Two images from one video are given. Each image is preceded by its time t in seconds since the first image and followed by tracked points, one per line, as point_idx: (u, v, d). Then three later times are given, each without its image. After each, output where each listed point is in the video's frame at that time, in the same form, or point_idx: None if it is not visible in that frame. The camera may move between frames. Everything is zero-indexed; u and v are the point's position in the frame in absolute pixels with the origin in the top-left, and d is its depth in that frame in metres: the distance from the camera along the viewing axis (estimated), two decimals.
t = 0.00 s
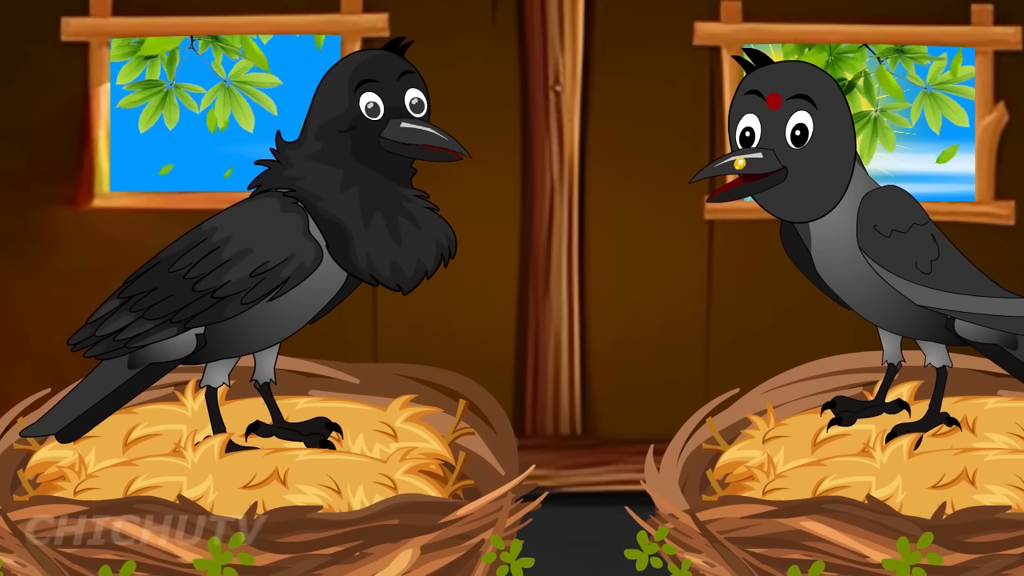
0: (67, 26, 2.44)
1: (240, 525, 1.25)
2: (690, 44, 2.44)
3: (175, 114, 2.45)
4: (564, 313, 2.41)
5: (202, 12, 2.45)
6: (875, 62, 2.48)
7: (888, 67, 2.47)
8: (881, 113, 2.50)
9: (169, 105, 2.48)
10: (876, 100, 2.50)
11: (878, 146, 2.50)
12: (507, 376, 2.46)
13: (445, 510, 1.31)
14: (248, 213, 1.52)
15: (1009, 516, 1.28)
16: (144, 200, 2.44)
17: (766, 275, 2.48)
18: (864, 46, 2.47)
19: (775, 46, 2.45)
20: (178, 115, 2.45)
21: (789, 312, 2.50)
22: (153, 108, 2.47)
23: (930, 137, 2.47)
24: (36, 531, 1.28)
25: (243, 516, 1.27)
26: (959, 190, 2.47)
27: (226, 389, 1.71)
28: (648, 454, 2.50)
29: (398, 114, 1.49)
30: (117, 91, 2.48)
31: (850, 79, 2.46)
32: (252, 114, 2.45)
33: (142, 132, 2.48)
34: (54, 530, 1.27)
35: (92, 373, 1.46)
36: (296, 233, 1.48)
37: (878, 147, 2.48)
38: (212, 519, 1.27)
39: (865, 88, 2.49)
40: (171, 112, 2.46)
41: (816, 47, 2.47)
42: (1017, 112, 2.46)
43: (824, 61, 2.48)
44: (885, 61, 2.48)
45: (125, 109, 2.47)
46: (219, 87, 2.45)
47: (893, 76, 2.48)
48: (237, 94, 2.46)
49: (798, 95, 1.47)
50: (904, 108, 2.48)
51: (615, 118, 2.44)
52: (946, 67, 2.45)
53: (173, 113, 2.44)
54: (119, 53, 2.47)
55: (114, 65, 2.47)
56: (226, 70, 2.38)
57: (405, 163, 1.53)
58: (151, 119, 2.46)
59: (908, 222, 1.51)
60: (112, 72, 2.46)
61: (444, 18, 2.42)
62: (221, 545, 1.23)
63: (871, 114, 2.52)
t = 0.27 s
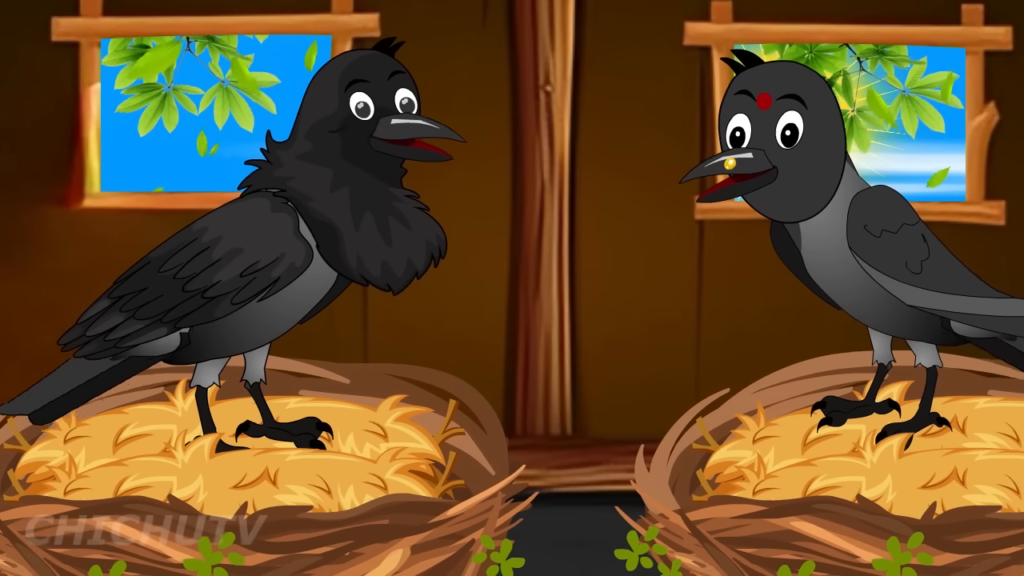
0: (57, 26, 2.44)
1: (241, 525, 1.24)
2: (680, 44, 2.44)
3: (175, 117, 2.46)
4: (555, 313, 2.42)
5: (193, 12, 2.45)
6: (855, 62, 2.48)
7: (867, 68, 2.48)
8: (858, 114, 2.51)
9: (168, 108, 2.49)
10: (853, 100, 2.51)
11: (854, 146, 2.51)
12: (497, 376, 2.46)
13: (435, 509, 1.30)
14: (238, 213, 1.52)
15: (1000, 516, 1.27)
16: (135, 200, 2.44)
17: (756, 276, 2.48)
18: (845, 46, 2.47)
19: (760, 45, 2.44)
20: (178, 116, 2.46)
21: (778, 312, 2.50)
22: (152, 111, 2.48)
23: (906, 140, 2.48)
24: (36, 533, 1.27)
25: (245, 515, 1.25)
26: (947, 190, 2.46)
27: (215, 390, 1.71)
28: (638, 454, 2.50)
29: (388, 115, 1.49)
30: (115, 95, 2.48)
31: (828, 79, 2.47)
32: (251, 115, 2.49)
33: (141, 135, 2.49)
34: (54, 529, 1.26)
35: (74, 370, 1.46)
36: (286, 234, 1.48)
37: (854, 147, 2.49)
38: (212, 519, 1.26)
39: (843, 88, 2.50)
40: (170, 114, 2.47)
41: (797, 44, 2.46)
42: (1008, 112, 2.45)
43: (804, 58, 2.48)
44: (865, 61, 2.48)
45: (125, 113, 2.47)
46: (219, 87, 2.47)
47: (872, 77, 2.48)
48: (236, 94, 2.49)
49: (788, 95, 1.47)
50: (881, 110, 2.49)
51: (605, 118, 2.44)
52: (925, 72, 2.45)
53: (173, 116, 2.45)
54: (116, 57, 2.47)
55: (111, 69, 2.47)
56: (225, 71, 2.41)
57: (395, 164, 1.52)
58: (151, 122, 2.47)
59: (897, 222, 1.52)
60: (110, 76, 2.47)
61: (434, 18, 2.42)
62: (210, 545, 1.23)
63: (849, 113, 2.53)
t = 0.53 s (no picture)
0: (47, 26, 2.44)
1: (241, 525, 1.24)
2: (669, 44, 2.44)
3: (178, 120, 2.47)
4: (545, 313, 2.42)
5: (184, 12, 2.46)
6: (834, 61, 2.47)
7: (846, 68, 2.47)
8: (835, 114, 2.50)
9: (169, 111, 2.49)
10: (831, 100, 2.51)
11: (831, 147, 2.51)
12: (487, 376, 2.46)
13: (425, 510, 1.30)
14: (228, 214, 1.52)
15: (989, 516, 1.27)
16: (124, 200, 2.44)
17: (746, 276, 2.48)
18: (825, 44, 2.46)
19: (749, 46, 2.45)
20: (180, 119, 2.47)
21: (769, 312, 2.50)
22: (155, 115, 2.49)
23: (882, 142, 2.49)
24: (37, 535, 1.26)
25: (246, 515, 1.25)
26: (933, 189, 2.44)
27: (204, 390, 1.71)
28: (628, 455, 2.50)
29: (378, 115, 1.49)
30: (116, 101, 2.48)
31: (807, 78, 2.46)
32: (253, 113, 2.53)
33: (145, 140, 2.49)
34: (54, 529, 1.26)
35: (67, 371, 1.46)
36: (276, 233, 1.48)
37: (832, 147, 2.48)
38: (213, 521, 1.26)
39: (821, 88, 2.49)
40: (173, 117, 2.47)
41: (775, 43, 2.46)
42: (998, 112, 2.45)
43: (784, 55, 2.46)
44: (844, 61, 2.48)
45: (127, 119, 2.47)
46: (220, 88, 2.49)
47: (851, 77, 2.48)
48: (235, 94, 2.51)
49: (778, 95, 1.47)
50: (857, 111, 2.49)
51: (595, 118, 2.44)
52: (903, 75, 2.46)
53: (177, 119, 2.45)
54: (115, 63, 2.46)
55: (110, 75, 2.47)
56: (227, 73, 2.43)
57: (385, 164, 1.53)
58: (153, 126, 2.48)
59: (887, 222, 1.52)
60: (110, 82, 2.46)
61: (424, 18, 2.42)
62: (201, 546, 1.23)
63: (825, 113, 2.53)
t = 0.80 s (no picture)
0: (37, 26, 2.44)
1: (240, 525, 1.24)
2: (660, 44, 2.44)
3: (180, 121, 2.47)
4: (535, 314, 2.43)
5: (175, 12, 2.46)
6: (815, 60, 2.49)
7: (826, 67, 2.48)
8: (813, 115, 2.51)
9: (171, 114, 2.51)
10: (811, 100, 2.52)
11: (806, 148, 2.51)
12: (478, 375, 2.46)
13: (416, 509, 1.29)
14: (219, 213, 1.52)
15: (980, 516, 1.27)
16: (115, 200, 2.45)
17: (736, 275, 2.48)
18: (806, 43, 2.47)
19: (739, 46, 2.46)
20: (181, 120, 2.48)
21: (759, 312, 2.50)
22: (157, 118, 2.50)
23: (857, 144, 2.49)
24: (37, 535, 1.26)
25: (244, 515, 1.25)
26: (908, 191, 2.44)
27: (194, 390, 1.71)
28: (618, 454, 2.50)
29: (368, 115, 1.49)
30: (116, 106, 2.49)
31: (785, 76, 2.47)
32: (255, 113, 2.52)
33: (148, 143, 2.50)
34: (54, 528, 1.25)
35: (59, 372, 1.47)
36: (266, 233, 1.48)
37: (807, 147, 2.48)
38: (209, 523, 1.26)
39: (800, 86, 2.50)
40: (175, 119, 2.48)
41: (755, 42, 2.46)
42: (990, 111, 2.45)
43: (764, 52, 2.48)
44: (824, 62, 2.49)
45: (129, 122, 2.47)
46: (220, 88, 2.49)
47: (832, 78, 2.49)
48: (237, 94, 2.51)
49: (768, 95, 1.48)
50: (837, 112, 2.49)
51: (586, 118, 2.44)
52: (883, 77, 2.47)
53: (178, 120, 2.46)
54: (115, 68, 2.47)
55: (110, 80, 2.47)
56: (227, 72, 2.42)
57: (375, 164, 1.53)
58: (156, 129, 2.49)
59: (877, 222, 1.51)
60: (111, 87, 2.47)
61: (414, 18, 2.43)
62: (192, 546, 1.23)
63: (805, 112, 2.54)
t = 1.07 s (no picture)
0: (40, 28, 2.45)
1: (241, 524, 1.25)
2: (658, 46, 2.45)
3: (192, 125, 2.49)
4: (534, 317, 2.44)
5: (176, 14, 2.47)
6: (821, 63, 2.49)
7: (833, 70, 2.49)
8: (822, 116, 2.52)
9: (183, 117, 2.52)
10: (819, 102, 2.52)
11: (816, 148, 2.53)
12: (477, 375, 2.48)
13: (416, 508, 1.31)
14: (220, 214, 1.53)
15: (976, 514, 1.28)
16: (118, 201, 2.46)
17: (734, 275, 2.50)
18: (812, 46, 2.47)
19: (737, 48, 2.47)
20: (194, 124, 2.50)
21: (757, 312, 2.52)
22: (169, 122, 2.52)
23: (867, 144, 2.51)
24: (37, 534, 1.27)
25: (245, 514, 1.26)
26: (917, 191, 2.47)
27: (196, 389, 1.73)
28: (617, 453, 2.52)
29: (369, 116, 1.50)
30: (129, 111, 2.52)
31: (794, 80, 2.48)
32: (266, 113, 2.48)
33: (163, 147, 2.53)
34: (54, 528, 1.27)
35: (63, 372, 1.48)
36: (267, 234, 1.49)
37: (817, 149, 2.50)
38: (211, 522, 1.26)
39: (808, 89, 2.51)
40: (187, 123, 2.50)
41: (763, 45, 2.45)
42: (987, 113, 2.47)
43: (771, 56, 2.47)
44: (831, 64, 2.49)
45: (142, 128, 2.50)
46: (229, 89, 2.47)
47: (838, 79, 2.50)
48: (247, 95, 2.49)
49: (765, 96, 1.49)
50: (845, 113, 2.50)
51: (586, 119, 2.46)
52: (889, 77, 2.48)
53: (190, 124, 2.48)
54: (126, 74, 2.49)
55: (122, 86, 2.50)
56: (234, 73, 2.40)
57: (376, 165, 1.54)
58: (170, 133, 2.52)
59: (874, 223, 1.53)
60: (123, 94, 2.50)
61: (414, 20, 2.44)
62: (193, 544, 1.24)
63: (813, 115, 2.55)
